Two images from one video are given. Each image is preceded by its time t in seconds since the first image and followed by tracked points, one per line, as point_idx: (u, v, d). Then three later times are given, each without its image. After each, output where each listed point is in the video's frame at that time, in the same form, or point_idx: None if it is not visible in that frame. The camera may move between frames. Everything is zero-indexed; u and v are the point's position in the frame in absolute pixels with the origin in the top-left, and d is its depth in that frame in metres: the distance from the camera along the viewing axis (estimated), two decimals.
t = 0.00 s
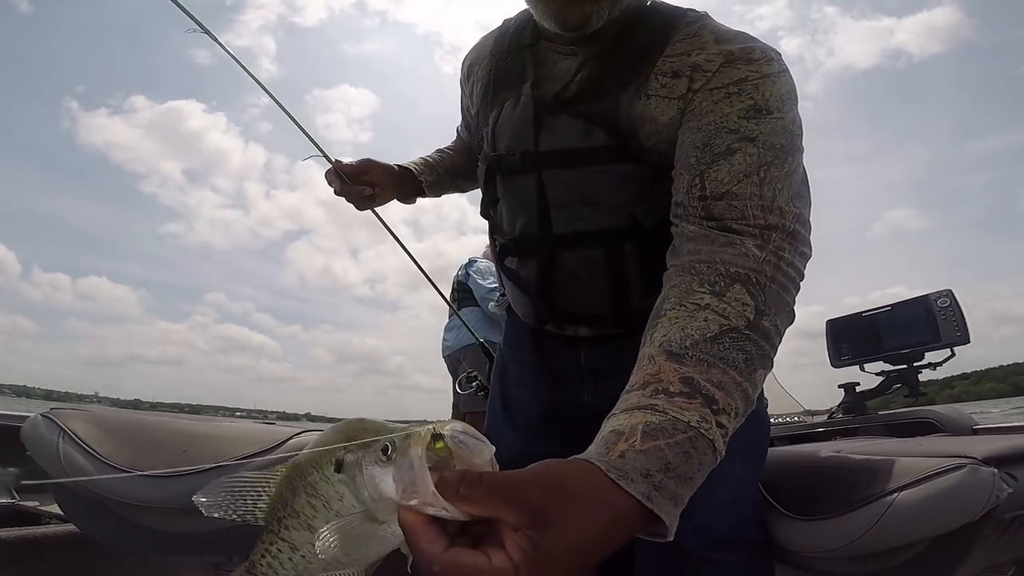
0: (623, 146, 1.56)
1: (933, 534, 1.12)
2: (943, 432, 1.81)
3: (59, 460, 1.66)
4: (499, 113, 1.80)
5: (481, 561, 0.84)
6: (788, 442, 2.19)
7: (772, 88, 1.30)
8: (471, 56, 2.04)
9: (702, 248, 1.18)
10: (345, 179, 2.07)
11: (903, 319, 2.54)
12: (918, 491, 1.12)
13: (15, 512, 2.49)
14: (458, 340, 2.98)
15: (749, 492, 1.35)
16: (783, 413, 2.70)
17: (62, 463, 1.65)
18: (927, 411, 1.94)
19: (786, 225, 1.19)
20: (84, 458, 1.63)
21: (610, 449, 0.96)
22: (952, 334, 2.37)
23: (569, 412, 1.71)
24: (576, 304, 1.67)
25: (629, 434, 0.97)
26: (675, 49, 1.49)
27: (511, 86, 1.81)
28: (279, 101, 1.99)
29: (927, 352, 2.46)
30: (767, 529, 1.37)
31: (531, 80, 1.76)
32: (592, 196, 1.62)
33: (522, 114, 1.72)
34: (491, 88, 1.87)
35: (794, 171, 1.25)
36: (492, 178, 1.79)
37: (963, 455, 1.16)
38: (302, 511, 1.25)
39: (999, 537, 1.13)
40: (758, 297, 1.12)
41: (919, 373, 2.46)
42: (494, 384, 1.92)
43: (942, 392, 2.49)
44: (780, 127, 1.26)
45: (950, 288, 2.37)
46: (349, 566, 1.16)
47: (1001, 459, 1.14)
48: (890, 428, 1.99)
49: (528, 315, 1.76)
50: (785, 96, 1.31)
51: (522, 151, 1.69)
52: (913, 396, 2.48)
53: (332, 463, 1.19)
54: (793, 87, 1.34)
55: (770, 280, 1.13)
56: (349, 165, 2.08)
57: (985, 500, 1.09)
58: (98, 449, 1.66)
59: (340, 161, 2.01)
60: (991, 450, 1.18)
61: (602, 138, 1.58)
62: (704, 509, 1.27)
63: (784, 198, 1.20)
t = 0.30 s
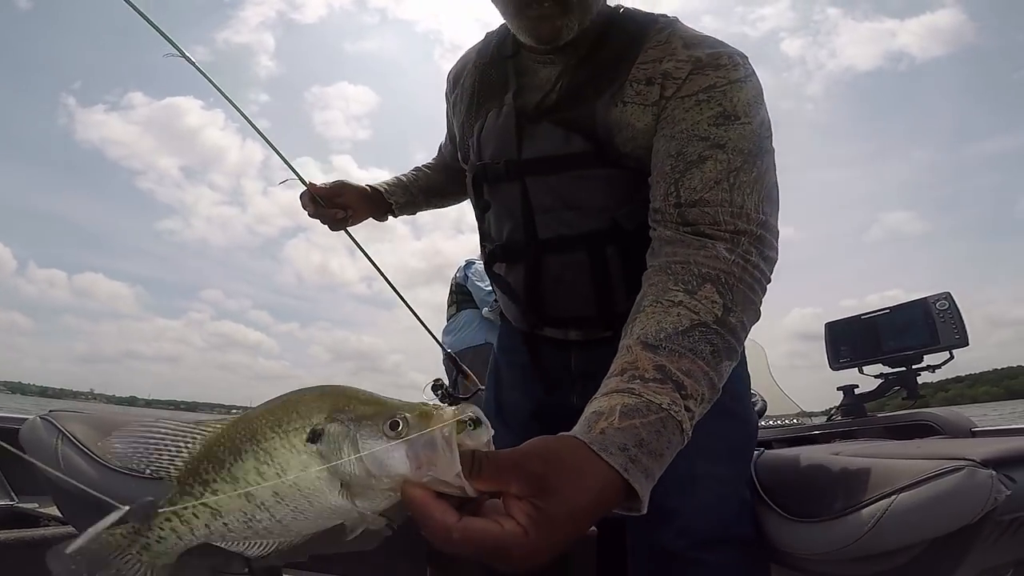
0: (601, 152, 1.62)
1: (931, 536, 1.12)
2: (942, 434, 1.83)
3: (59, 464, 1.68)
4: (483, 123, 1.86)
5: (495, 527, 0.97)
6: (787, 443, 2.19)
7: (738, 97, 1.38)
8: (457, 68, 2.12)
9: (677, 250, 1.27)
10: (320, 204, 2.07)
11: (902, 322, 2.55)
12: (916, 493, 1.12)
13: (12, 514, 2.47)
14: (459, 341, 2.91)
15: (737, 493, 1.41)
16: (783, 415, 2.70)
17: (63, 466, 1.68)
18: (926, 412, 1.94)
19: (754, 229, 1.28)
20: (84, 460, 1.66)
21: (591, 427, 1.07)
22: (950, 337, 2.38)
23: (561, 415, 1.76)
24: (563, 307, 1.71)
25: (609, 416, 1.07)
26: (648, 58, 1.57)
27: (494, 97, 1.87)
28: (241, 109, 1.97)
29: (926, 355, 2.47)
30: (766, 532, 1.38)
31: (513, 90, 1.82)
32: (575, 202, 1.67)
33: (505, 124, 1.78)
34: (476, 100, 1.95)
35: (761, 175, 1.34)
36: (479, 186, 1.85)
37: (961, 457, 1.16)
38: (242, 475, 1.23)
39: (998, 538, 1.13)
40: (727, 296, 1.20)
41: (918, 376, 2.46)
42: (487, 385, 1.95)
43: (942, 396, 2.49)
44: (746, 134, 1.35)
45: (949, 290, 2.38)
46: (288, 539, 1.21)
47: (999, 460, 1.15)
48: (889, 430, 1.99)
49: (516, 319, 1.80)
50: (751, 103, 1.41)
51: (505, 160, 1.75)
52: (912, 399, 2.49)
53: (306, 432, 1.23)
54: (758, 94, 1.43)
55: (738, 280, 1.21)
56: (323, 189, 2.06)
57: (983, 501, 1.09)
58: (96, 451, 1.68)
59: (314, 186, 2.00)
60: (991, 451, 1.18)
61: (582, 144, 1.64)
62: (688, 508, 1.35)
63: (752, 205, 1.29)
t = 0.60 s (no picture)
0: (573, 161, 1.68)
1: (930, 536, 1.12)
2: (942, 433, 1.83)
3: (58, 462, 1.69)
4: (463, 133, 1.93)
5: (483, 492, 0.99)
6: (787, 442, 2.19)
7: (698, 109, 1.45)
8: (445, 83, 2.19)
9: (642, 253, 1.32)
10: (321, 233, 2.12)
11: (902, 321, 2.56)
12: (914, 493, 1.13)
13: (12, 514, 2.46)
14: (459, 340, 2.90)
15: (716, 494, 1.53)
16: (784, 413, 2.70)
17: (61, 463, 1.68)
18: (926, 411, 1.95)
19: (714, 229, 1.34)
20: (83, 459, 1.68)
21: (569, 409, 1.09)
22: (951, 336, 2.38)
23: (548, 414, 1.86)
24: (541, 308, 1.81)
25: (584, 399, 1.10)
26: (615, 72, 1.63)
27: (474, 109, 1.92)
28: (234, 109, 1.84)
29: (926, 353, 2.48)
30: (768, 531, 1.39)
31: (492, 100, 1.89)
32: (550, 209, 1.73)
33: (484, 133, 1.84)
34: (458, 112, 1.99)
35: (722, 183, 1.39)
36: (460, 194, 1.92)
37: (961, 456, 1.16)
38: (231, 464, 1.24)
39: (998, 538, 1.13)
40: (689, 292, 1.25)
41: (918, 375, 2.47)
42: (478, 386, 2.10)
43: (942, 395, 2.49)
44: (707, 143, 1.41)
45: (950, 289, 2.38)
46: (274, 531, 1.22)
47: (999, 459, 1.15)
48: (889, 428, 2.00)
49: (498, 320, 1.91)
50: (711, 113, 1.47)
51: (484, 170, 1.81)
52: (912, 398, 2.49)
53: (296, 413, 1.27)
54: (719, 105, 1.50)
55: (700, 278, 1.26)
56: (325, 217, 2.10)
57: (982, 501, 1.09)
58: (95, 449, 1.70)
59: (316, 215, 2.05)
60: (991, 451, 1.18)
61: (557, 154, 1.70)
62: (666, 507, 1.49)
63: (712, 210, 1.35)
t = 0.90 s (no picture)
0: (575, 180, 1.72)
1: (930, 533, 1.13)
2: (941, 430, 1.83)
3: (59, 461, 1.70)
4: (467, 149, 1.95)
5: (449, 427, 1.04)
6: (786, 440, 2.20)
7: (692, 136, 1.54)
8: (443, 95, 2.21)
9: (630, 261, 1.39)
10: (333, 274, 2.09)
11: (901, 317, 2.56)
12: (913, 490, 1.13)
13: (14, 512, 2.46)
14: (459, 337, 2.90)
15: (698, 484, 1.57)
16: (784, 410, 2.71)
17: (62, 462, 1.70)
18: (925, 409, 1.94)
19: (695, 247, 1.42)
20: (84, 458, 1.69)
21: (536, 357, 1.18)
22: (950, 332, 2.39)
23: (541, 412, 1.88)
24: (541, 320, 1.81)
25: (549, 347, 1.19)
26: (618, 97, 1.71)
27: (479, 125, 1.95)
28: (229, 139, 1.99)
29: (925, 350, 2.48)
30: (768, 528, 1.40)
31: (498, 118, 1.91)
32: (553, 223, 1.75)
33: (490, 150, 1.86)
34: (462, 126, 2.00)
35: (706, 208, 1.49)
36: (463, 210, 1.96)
37: (961, 454, 1.16)
38: (220, 500, 1.22)
39: (998, 535, 1.12)
40: (664, 290, 1.32)
41: (917, 371, 2.48)
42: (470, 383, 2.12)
43: (942, 391, 2.50)
44: (698, 168, 1.50)
45: (950, 286, 2.38)
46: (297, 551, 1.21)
47: (998, 456, 1.14)
48: (888, 425, 2.00)
49: (497, 329, 1.91)
50: (705, 142, 1.56)
51: (490, 187, 1.83)
52: (912, 394, 2.50)
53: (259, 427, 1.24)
54: (713, 137, 1.59)
55: (674, 282, 1.35)
56: (334, 255, 2.07)
57: (982, 498, 1.08)
58: (95, 448, 1.72)
59: (328, 256, 2.00)
60: (992, 448, 1.17)
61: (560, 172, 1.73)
62: (654, 496, 1.51)
63: (695, 231, 1.43)
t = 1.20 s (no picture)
0: (595, 177, 1.73)
1: (929, 531, 1.12)
2: (940, 429, 1.83)
3: (58, 458, 1.69)
4: (483, 146, 1.95)
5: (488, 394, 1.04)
6: (786, 439, 2.20)
7: (719, 136, 1.56)
8: (454, 92, 2.21)
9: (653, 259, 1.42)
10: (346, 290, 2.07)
11: (901, 316, 2.57)
12: (913, 488, 1.13)
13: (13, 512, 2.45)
14: (460, 335, 2.90)
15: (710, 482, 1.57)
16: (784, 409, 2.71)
17: (62, 460, 1.69)
18: (925, 407, 1.94)
19: (724, 249, 1.44)
20: (84, 456, 1.68)
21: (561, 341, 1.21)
22: (950, 331, 2.39)
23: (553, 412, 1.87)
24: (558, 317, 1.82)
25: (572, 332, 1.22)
26: (642, 92, 1.72)
27: (495, 121, 1.95)
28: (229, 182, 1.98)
29: (925, 348, 2.48)
30: (769, 526, 1.40)
31: (514, 114, 1.92)
32: (571, 221, 1.76)
33: (507, 149, 1.87)
34: (477, 123, 2.01)
35: (735, 209, 1.50)
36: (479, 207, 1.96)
37: (960, 452, 1.16)
38: (251, 537, 1.21)
39: (997, 533, 1.12)
40: (690, 287, 1.34)
41: (917, 370, 2.48)
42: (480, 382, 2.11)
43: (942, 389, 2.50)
44: (726, 169, 1.52)
45: (950, 284, 2.38)
46: None
47: (998, 455, 1.14)
48: (889, 424, 2.00)
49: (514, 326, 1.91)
50: (732, 142, 1.58)
51: (507, 184, 1.84)
52: (912, 392, 2.51)
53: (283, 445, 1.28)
54: (739, 136, 1.61)
55: (700, 280, 1.37)
56: (345, 270, 2.06)
57: (982, 497, 1.08)
58: (95, 446, 1.71)
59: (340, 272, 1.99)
60: (993, 446, 1.17)
61: (580, 170, 1.74)
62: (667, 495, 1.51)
63: (724, 233, 1.45)
